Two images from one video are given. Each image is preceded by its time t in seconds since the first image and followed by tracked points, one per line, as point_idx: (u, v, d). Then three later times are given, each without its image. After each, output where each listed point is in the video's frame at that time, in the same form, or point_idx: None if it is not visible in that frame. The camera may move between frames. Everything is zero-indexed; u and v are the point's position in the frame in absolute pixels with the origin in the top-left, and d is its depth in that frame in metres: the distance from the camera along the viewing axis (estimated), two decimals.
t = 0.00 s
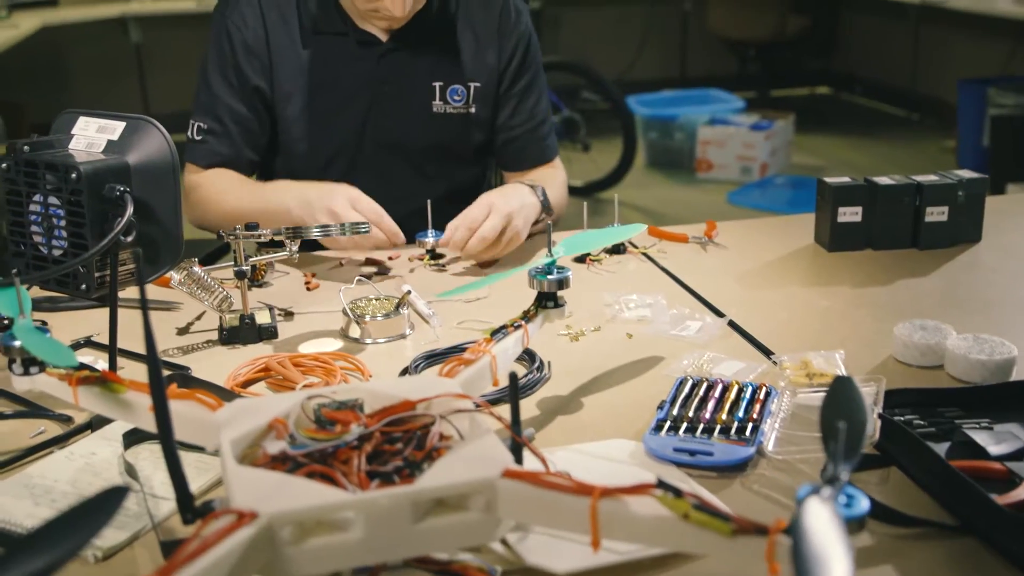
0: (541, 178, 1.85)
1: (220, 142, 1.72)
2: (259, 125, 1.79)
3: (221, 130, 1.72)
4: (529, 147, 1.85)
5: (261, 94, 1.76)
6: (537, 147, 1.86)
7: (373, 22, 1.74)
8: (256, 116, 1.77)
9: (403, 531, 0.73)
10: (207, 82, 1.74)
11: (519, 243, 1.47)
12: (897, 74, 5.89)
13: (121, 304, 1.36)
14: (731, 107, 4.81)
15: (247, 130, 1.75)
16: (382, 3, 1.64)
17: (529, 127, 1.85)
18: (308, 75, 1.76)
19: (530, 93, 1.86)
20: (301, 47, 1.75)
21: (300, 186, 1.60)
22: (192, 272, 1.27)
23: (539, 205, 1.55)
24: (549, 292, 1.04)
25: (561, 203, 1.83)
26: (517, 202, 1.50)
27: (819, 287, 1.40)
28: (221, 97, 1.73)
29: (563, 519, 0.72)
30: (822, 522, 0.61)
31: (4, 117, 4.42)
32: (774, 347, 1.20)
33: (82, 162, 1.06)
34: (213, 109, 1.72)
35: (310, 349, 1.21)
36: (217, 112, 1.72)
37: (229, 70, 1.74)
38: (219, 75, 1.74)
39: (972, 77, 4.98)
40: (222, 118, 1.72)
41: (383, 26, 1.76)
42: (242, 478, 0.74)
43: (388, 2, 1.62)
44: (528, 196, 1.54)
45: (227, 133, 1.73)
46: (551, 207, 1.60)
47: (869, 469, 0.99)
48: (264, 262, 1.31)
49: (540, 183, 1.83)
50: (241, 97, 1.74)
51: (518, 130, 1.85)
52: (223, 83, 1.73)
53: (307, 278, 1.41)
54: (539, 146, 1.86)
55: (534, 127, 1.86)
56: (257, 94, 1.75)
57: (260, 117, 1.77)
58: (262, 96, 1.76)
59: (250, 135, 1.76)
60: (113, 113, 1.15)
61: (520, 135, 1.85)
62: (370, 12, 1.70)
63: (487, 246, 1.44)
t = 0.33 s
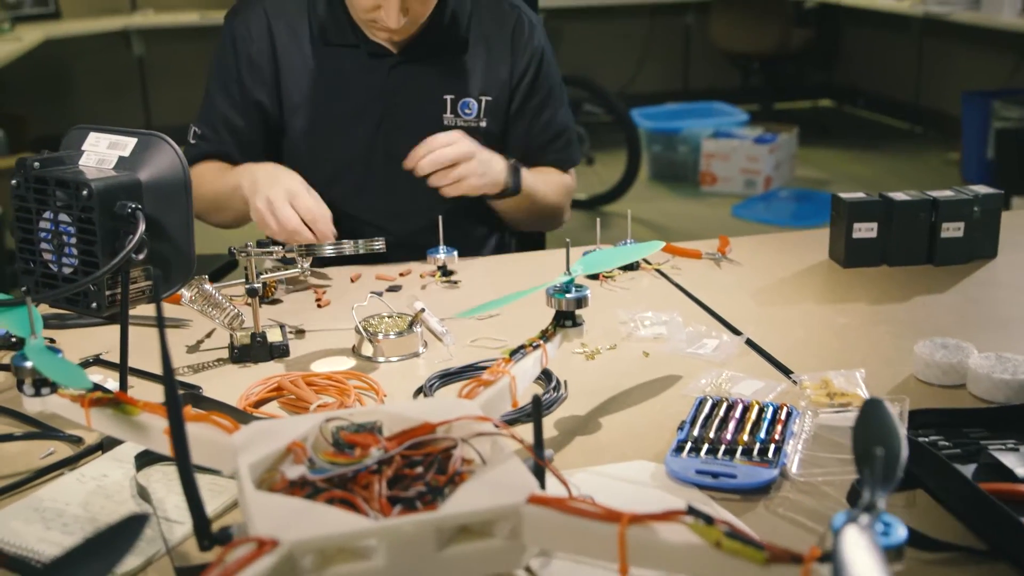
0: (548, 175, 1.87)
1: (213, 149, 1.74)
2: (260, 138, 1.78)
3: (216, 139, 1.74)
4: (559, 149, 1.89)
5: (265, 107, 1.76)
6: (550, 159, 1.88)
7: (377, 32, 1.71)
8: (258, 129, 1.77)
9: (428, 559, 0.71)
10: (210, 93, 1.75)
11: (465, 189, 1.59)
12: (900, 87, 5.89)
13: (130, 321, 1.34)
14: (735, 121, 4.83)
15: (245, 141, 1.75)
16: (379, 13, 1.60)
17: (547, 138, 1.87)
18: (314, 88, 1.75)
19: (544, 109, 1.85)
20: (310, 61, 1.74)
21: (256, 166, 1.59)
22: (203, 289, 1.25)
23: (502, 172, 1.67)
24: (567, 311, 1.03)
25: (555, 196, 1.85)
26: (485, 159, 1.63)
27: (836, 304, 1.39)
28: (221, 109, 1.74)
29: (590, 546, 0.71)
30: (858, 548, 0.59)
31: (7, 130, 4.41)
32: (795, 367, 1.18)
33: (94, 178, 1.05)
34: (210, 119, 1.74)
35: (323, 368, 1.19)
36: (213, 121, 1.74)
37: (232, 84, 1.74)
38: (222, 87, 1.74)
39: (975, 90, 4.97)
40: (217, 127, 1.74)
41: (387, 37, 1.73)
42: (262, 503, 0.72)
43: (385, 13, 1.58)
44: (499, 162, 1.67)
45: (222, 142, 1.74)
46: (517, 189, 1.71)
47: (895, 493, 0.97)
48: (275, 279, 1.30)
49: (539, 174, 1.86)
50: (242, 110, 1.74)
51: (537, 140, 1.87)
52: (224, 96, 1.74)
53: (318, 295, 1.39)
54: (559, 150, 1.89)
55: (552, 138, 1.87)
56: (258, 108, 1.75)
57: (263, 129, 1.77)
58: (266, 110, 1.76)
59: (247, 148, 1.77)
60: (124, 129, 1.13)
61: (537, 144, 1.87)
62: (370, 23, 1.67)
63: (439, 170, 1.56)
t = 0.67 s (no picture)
0: (549, 200, 1.83)
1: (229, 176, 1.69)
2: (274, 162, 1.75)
3: (231, 164, 1.69)
4: (565, 164, 1.85)
5: (279, 129, 1.72)
6: (562, 171, 1.85)
7: (385, 49, 1.68)
8: (272, 153, 1.73)
9: None
10: (222, 119, 1.71)
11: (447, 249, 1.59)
12: (903, 108, 5.88)
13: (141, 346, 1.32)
14: (739, 140, 4.90)
15: (260, 164, 1.72)
16: (384, 27, 1.52)
17: (555, 152, 1.84)
18: (325, 108, 1.72)
19: (555, 122, 1.83)
20: (321, 80, 1.72)
21: (301, 220, 1.61)
22: (217, 315, 1.23)
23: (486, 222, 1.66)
24: (589, 338, 1.01)
25: (554, 223, 1.81)
26: (460, 214, 1.62)
27: (856, 329, 1.37)
28: (235, 134, 1.70)
29: None
30: None
31: (10, 149, 4.41)
32: (817, 394, 1.16)
33: (108, 202, 1.03)
34: (224, 145, 1.70)
35: (338, 395, 1.17)
36: (227, 146, 1.70)
37: (245, 108, 1.71)
38: (235, 112, 1.70)
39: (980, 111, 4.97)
40: (231, 152, 1.69)
41: (395, 51, 1.66)
42: (285, 538, 0.70)
43: (390, 26, 1.51)
44: (481, 210, 1.66)
45: (237, 168, 1.70)
46: (508, 232, 1.69)
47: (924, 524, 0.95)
48: (289, 304, 1.28)
49: (536, 199, 1.83)
50: (256, 134, 1.71)
51: (546, 155, 1.84)
52: (237, 119, 1.70)
53: (331, 320, 1.38)
54: (572, 165, 1.86)
55: (560, 152, 1.84)
56: (272, 132, 1.72)
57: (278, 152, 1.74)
58: (281, 132, 1.73)
59: (261, 173, 1.73)
60: (138, 152, 1.12)
61: (546, 159, 1.84)
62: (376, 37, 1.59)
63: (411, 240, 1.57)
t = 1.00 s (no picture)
0: (557, 216, 1.81)
1: (243, 196, 1.65)
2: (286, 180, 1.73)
3: (243, 183, 1.66)
4: (572, 181, 1.83)
5: (290, 147, 1.70)
6: (571, 187, 1.83)
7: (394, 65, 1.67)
8: (284, 172, 1.71)
9: None
10: (233, 138, 1.68)
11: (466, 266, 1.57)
12: (908, 124, 5.87)
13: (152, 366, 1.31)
14: (744, 157, 4.89)
15: (274, 184, 1.69)
16: (394, 42, 1.51)
17: (563, 169, 1.82)
18: (335, 125, 1.71)
19: (563, 138, 1.81)
20: (330, 96, 1.71)
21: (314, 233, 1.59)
22: (229, 335, 1.21)
23: (499, 237, 1.64)
24: (610, 361, 0.99)
25: (564, 240, 1.80)
26: (475, 230, 1.60)
27: (874, 349, 1.35)
28: (247, 153, 1.67)
29: None
30: None
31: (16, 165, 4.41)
32: (838, 416, 1.15)
33: (121, 222, 1.02)
34: (236, 164, 1.67)
35: (353, 417, 1.15)
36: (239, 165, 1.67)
37: (256, 126, 1.68)
38: (246, 130, 1.68)
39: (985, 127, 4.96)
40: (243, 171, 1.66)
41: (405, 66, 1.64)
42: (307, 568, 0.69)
43: (400, 41, 1.49)
44: (494, 227, 1.64)
45: (250, 187, 1.67)
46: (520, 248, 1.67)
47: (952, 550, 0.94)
48: (302, 324, 1.26)
49: (545, 216, 1.81)
50: (268, 152, 1.68)
51: (555, 170, 1.82)
52: (250, 137, 1.67)
53: (343, 340, 1.36)
54: (579, 182, 1.84)
55: (568, 168, 1.82)
56: (285, 149, 1.69)
57: (290, 171, 1.72)
58: (292, 150, 1.70)
59: (273, 193, 1.70)
60: (151, 172, 1.10)
61: (555, 175, 1.82)
62: (386, 54, 1.57)
63: (430, 259, 1.55)
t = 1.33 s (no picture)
0: (566, 227, 1.80)
1: (248, 208, 1.63)
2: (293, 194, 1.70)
3: (249, 196, 1.63)
4: (581, 193, 1.81)
5: (298, 160, 1.68)
6: (580, 199, 1.82)
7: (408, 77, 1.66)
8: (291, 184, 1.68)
9: None
10: (240, 151, 1.65)
11: (489, 279, 1.56)
12: (910, 135, 5.87)
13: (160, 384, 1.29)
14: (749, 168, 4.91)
15: (280, 197, 1.66)
16: (413, 52, 1.50)
17: (573, 180, 1.80)
18: (345, 138, 1.69)
19: (573, 151, 1.80)
20: (339, 109, 1.69)
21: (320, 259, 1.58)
22: (244, 354, 1.21)
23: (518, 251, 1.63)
24: (628, 379, 0.98)
25: (575, 252, 1.78)
26: (496, 243, 1.59)
27: (890, 365, 1.34)
28: (254, 165, 1.64)
29: None
30: None
31: (19, 176, 4.39)
32: (856, 433, 1.13)
33: (132, 238, 1.00)
34: (242, 176, 1.64)
35: (365, 435, 1.14)
36: (245, 177, 1.64)
37: (263, 139, 1.65)
38: (253, 143, 1.65)
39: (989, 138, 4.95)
40: (250, 184, 1.64)
41: (421, 79, 1.63)
42: None
43: (419, 51, 1.48)
44: (510, 240, 1.62)
45: (256, 200, 1.64)
46: (535, 262, 1.65)
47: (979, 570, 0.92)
48: (312, 339, 1.25)
49: (556, 227, 1.79)
50: (276, 165, 1.65)
51: (565, 181, 1.81)
52: (257, 150, 1.65)
53: (354, 355, 1.34)
54: (588, 193, 1.82)
55: (577, 179, 1.80)
56: (293, 162, 1.67)
57: (297, 184, 1.69)
58: (300, 163, 1.68)
59: (279, 206, 1.67)
60: (163, 187, 1.09)
61: (564, 185, 1.81)
62: (403, 65, 1.56)
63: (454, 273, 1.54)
